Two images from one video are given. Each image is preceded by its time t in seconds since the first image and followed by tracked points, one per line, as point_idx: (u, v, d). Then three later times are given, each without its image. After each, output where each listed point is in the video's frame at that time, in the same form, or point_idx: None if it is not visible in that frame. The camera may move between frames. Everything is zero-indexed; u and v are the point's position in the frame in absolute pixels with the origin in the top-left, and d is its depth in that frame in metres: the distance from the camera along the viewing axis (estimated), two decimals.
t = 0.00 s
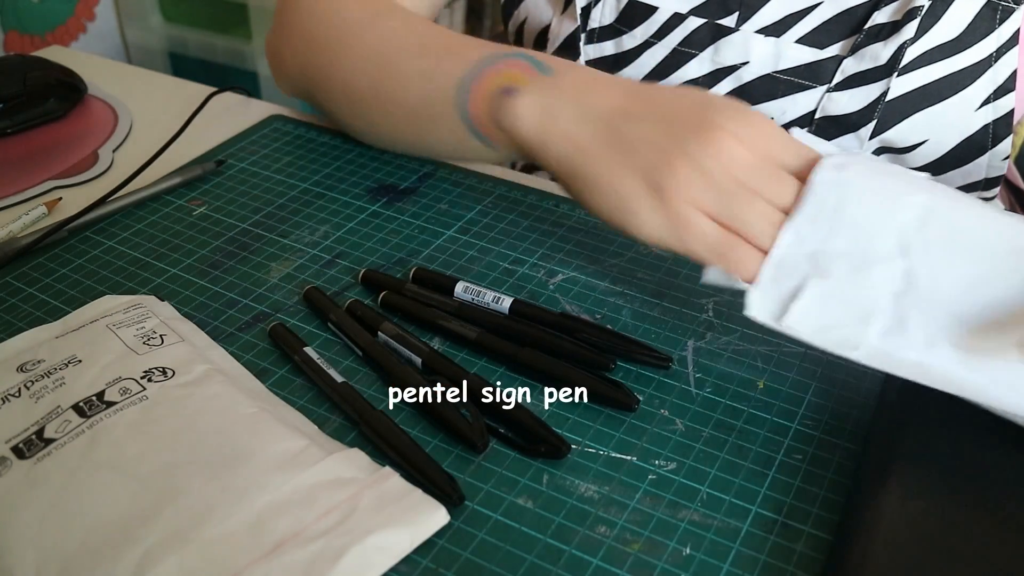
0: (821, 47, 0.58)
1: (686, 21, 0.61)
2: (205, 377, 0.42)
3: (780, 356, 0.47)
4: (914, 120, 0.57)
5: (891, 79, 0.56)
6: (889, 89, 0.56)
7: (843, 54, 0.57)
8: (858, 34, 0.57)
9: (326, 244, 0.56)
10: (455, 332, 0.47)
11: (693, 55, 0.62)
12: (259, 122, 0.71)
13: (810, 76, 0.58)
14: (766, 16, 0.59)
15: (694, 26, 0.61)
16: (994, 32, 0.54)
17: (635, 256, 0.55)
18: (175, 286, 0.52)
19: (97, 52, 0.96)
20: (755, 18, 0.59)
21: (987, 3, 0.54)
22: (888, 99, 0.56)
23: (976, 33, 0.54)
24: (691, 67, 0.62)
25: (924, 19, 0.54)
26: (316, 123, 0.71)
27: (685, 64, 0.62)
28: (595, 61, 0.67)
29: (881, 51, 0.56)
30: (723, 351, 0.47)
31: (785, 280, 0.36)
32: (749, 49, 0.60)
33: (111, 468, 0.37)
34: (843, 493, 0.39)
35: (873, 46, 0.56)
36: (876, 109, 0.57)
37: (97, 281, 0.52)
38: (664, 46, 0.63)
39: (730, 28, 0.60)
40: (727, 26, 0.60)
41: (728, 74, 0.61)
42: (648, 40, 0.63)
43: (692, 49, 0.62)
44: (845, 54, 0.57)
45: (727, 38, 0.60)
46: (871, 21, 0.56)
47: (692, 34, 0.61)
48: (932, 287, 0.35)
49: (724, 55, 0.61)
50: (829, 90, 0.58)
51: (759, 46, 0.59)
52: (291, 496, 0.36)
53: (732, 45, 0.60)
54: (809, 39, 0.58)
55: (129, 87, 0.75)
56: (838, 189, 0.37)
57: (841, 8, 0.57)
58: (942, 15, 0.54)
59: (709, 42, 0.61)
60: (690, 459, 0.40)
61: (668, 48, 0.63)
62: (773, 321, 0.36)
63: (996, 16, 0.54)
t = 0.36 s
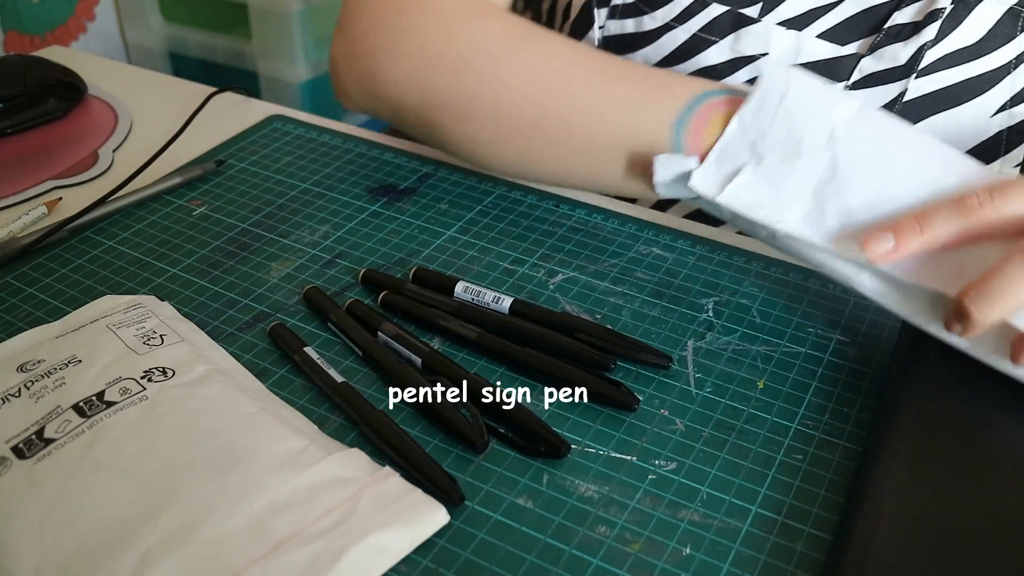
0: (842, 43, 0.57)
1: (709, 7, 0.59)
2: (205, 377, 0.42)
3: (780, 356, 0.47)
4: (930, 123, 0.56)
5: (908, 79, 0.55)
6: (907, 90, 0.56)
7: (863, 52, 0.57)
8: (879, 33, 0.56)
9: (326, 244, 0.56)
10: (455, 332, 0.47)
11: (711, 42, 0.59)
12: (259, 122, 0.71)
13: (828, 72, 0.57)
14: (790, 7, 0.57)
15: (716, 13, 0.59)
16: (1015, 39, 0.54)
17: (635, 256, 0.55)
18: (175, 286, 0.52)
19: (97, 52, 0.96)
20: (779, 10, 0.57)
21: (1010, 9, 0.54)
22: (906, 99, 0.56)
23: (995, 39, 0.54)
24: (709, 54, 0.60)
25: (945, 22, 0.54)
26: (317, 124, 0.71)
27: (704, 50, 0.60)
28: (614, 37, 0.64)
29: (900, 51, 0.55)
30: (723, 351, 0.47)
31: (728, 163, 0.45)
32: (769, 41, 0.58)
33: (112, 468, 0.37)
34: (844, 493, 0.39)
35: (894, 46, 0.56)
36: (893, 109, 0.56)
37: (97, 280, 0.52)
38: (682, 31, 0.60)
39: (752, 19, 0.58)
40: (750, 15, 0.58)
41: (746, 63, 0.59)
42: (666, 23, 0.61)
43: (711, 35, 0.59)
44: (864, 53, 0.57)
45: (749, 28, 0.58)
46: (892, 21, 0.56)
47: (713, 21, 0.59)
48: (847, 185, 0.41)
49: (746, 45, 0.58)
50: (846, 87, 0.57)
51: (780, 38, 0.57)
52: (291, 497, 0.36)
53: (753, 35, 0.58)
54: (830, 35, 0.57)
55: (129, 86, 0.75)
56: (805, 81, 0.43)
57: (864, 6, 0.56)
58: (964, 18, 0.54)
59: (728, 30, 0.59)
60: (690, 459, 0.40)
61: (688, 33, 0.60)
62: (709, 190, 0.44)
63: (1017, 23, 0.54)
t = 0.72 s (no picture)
0: (863, 40, 0.61)
1: (730, 4, 0.63)
2: (205, 377, 0.42)
3: (780, 356, 0.47)
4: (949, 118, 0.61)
5: (930, 75, 0.60)
6: (929, 86, 0.60)
7: (885, 49, 0.61)
8: (900, 30, 0.60)
9: (327, 244, 0.56)
10: (454, 332, 0.47)
11: (733, 37, 0.64)
12: (259, 122, 0.71)
13: (851, 68, 0.62)
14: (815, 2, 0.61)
15: (737, 8, 0.63)
16: None
17: (635, 256, 0.55)
18: (175, 286, 0.52)
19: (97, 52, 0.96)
20: (802, 4, 0.61)
21: None
22: (927, 95, 0.60)
23: (1014, 35, 0.58)
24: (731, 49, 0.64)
25: (966, 19, 0.58)
26: (317, 124, 0.71)
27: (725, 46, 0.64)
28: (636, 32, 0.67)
29: (922, 49, 0.59)
30: (723, 351, 0.47)
31: (774, 124, 0.48)
32: (790, 37, 0.62)
33: (112, 468, 0.37)
34: (844, 493, 0.39)
35: (915, 44, 0.60)
36: (916, 104, 0.61)
37: (97, 281, 0.52)
38: (704, 26, 0.64)
39: (772, 14, 0.62)
40: (770, 12, 0.62)
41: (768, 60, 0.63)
42: (688, 19, 0.64)
43: (733, 32, 0.64)
44: (886, 50, 0.61)
45: (768, 24, 0.63)
46: (914, 17, 0.59)
47: (734, 16, 0.63)
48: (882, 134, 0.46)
49: (767, 42, 0.63)
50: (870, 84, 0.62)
51: (801, 34, 0.62)
52: (290, 497, 0.36)
53: (773, 31, 0.62)
54: (852, 32, 0.61)
55: (129, 86, 0.75)
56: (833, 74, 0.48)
57: (887, 3, 0.60)
58: (982, 17, 0.58)
59: (750, 25, 0.63)
60: (690, 458, 0.40)
61: (708, 29, 0.64)
62: (759, 152, 0.48)
63: None
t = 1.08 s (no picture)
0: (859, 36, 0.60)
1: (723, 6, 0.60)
2: (205, 377, 0.42)
3: (780, 356, 0.47)
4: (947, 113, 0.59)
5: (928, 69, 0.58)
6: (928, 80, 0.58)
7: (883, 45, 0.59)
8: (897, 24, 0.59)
9: (326, 244, 0.56)
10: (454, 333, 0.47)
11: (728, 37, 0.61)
12: (258, 122, 0.71)
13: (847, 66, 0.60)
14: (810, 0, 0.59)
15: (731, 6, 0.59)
16: None
17: (635, 256, 0.55)
18: (175, 286, 0.52)
19: (98, 52, 0.96)
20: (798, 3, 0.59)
21: None
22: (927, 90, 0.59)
23: (1009, 27, 0.58)
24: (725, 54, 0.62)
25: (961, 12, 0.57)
26: (316, 124, 0.71)
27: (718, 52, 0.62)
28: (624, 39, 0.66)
29: (920, 42, 0.57)
30: (723, 351, 0.47)
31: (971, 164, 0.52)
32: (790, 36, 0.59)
33: (113, 468, 0.37)
34: (844, 493, 0.39)
35: (912, 38, 0.58)
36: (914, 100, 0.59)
37: (97, 281, 0.52)
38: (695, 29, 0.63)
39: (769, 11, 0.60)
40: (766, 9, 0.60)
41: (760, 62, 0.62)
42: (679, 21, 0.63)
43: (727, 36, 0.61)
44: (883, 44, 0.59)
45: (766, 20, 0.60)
46: (910, 13, 0.58)
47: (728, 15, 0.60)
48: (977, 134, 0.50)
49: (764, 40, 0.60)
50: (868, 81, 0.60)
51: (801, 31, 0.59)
52: (290, 497, 0.36)
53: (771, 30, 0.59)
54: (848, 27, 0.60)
55: (129, 86, 0.75)
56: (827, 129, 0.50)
57: None
58: (977, 9, 0.58)
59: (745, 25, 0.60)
60: (690, 459, 0.40)
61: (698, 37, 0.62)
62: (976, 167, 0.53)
63: None
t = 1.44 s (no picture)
0: (836, 43, 0.58)
1: (700, 15, 0.60)
2: (205, 377, 0.42)
3: (780, 356, 0.47)
4: (922, 120, 0.57)
5: (904, 78, 0.56)
6: (902, 88, 0.56)
7: (858, 52, 0.58)
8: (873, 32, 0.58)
9: (327, 244, 0.56)
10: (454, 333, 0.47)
11: (705, 49, 0.60)
12: (258, 122, 0.71)
13: (822, 72, 0.58)
14: (782, 10, 0.59)
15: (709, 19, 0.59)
16: (1003, 33, 0.56)
17: (635, 256, 0.55)
18: (175, 286, 0.52)
19: (97, 53, 0.96)
20: (770, 13, 0.59)
21: (998, 5, 0.56)
22: (902, 97, 0.57)
23: (986, 32, 0.56)
24: (704, 61, 0.60)
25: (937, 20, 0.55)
26: (316, 124, 0.71)
27: (698, 59, 0.60)
28: (606, 56, 0.63)
29: (894, 52, 0.56)
30: (723, 351, 0.47)
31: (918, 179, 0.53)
32: (763, 45, 0.58)
33: (112, 468, 0.37)
34: (844, 493, 0.39)
35: (887, 47, 0.56)
36: (889, 109, 0.57)
37: (97, 281, 0.52)
38: (676, 39, 0.60)
39: (743, 23, 0.60)
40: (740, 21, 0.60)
41: (739, 69, 0.59)
42: (661, 33, 0.61)
43: (705, 43, 0.60)
44: (859, 52, 0.58)
45: (740, 33, 0.59)
46: (885, 21, 0.57)
47: (706, 28, 0.60)
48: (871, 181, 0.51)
49: (739, 49, 0.59)
50: (842, 89, 0.58)
51: (772, 39, 0.58)
52: (290, 497, 0.36)
53: (746, 39, 0.59)
54: (825, 35, 0.58)
55: (129, 86, 0.75)
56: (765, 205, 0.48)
57: (856, 6, 0.58)
58: (954, 14, 0.56)
59: (722, 37, 0.59)
60: (690, 459, 0.40)
61: (681, 42, 0.60)
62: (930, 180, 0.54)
63: (1006, 18, 0.56)
